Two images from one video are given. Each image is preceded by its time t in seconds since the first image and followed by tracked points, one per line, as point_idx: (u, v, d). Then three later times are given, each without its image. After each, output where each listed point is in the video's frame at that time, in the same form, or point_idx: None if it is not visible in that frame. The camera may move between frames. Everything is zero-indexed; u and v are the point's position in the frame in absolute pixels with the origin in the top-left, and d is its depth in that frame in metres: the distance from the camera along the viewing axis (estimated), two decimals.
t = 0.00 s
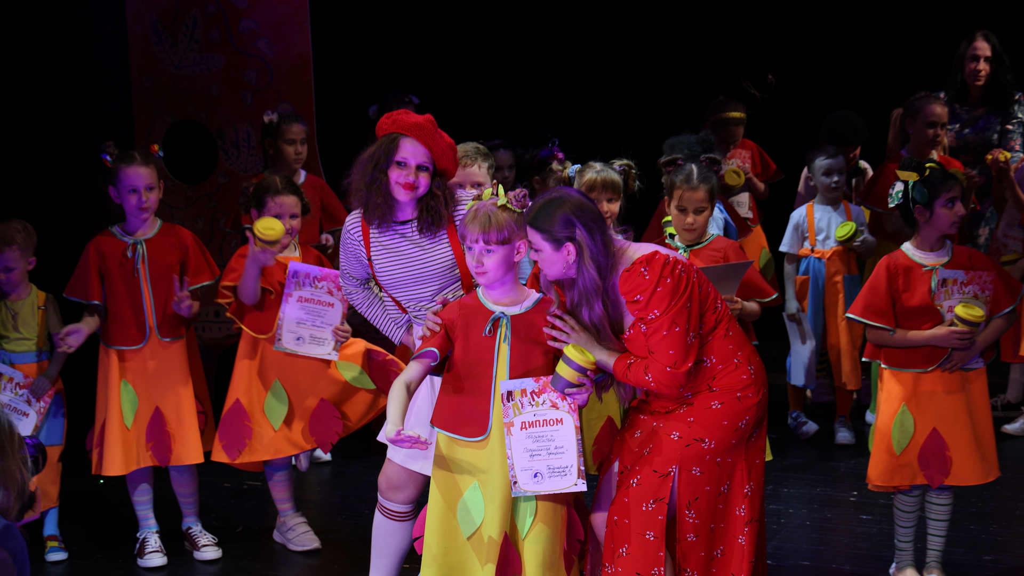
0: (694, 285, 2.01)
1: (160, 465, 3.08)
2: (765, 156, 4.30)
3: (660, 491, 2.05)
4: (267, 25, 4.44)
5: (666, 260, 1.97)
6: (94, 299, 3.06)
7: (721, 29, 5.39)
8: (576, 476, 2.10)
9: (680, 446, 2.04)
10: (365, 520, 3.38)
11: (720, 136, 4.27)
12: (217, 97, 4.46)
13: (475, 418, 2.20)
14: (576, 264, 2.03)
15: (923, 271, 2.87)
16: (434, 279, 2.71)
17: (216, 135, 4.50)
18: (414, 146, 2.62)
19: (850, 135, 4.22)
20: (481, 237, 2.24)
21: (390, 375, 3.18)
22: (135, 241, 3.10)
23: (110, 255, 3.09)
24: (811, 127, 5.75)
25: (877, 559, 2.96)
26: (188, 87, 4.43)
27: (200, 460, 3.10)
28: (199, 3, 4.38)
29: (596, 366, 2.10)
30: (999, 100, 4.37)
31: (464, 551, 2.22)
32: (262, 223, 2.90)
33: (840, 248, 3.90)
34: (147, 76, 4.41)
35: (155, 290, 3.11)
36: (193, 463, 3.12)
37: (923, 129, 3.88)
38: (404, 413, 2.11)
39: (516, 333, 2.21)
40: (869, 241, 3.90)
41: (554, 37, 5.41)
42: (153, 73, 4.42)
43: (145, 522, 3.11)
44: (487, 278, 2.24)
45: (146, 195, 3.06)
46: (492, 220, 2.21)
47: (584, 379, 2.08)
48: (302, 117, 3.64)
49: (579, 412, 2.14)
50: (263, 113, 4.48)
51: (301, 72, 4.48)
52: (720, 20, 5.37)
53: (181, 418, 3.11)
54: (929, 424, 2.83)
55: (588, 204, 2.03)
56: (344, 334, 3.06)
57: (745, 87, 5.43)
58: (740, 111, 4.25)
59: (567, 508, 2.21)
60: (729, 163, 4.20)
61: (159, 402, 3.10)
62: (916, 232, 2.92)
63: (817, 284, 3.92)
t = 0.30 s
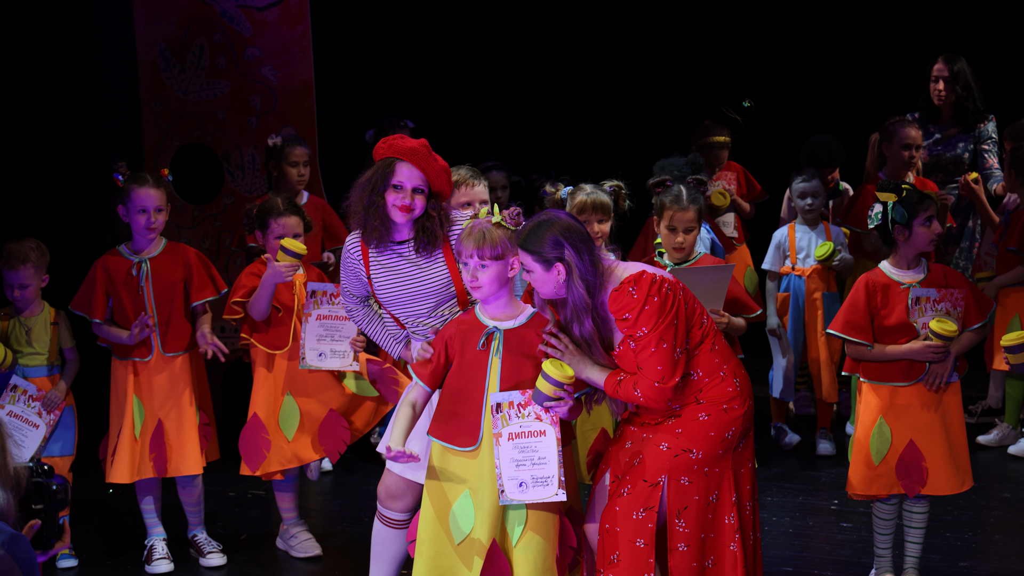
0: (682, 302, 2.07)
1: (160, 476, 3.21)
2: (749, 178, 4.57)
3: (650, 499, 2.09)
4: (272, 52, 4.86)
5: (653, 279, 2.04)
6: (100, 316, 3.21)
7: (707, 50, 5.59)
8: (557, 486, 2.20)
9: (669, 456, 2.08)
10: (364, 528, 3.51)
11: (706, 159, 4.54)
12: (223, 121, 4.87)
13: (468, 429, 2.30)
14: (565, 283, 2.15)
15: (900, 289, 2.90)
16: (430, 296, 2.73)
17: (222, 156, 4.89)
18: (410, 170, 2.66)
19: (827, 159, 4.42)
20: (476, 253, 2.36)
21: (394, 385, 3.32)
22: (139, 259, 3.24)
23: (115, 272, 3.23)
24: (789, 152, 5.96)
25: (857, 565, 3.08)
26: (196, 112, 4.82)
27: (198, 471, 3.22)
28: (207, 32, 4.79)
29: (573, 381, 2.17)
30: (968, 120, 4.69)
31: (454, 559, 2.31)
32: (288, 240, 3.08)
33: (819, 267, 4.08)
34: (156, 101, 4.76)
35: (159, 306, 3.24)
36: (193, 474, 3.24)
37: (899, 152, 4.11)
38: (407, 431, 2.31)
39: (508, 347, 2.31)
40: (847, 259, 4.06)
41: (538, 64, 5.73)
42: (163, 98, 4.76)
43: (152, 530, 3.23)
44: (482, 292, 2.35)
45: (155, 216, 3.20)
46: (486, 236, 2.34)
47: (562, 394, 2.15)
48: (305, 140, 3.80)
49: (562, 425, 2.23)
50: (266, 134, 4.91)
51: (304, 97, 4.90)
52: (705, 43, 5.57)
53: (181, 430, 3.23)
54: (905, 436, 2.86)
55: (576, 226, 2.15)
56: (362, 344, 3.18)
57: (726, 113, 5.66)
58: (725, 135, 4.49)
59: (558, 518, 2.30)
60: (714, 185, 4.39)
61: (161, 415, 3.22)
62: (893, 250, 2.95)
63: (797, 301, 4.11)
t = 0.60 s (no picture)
0: (678, 308, 2.06)
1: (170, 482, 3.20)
2: (745, 186, 4.59)
3: (647, 507, 2.08)
4: (267, 60, 4.88)
5: (650, 285, 2.03)
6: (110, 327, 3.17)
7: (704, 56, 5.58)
8: (553, 494, 2.18)
9: (665, 463, 2.07)
10: (359, 536, 3.50)
11: (701, 167, 4.53)
12: (218, 129, 4.86)
13: (462, 436, 2.28)
14: (563, 287, 2.12)
15: (892, 294, 2.89)
16: (424, 304, 2.67)
17: (217, 164, 4.86)
18: (407, 178, 2.61)
19: (819, 165, 4.43)
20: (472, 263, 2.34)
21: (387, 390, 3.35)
22: (144, 270, 3.23)
23: (121, 283, 3.21)
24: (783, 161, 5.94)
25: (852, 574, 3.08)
26: (190, 120, 4.81)
27: (208, 473, 3.23)
28: (202, 40, 4.78)
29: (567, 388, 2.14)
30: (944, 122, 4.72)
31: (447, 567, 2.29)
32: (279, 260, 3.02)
33: (814, 274, 4.09)
34: (151, 109, 4.77)
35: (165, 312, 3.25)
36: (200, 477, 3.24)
37: (893, 159, 4.12)
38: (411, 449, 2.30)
39: (503, 355, 2.30)
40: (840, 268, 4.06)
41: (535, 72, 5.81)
42: (157, 106, 4.77)
43: (147, 538, 3.22)
44: (479, 302, 2.33)
45: (152, 223, 3.19)
46: (481, 245, 2.30)
47: (556, 402, 2.13)
48: (300, 148, 3.81)
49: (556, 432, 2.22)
50: (262, 143, 4.90)
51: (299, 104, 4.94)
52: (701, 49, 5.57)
53: (187, 434, 3.24)
54: (899, 443, 2.85)
55: (574, 230, 2.12)
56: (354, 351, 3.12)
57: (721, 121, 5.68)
58: (721, 143, 4.48)
59: (554, 526, 2.29)
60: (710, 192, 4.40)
61: (169, 420, 3.23)
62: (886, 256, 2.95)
63: (792, 309, 4.11)
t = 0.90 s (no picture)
0: (685, 297, 2.06)
1: (167, 488, 3.19)
2: (743, 192, 4.58)
3: (658, 508, 2.07)
4: (263, 65, 5.02)
5: (663, 271, 2.03)
6: (94, 333, 3.19)
7: (701, 60, 5.57)
8: (547, 500, 2.16)
9: (674, 462, 2.05)
10: (354, 541, 3.49)
11: (700, 172, 4.53)
12: (214, 133, 4.95)
13: (458, 442, 2.27)
14: (585, 264, 2.05)
15: (894, 298, 2.86)
16: (422, 308, 2.65)
17: (212, 168, 4.97)
18: (404, 183, 2.60)
19: (816, 170, 4.43)
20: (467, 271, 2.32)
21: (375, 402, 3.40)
22: (135, 275, 3.24)
23: (111, 289, 3.23)
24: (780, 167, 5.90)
25: None
26: (186, 124, 4.87)
27: (203, 482, 3.23)
28: (198, 45, 4.85)
29: (563, 394, 2.11)
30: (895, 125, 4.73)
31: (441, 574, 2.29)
32: (272, 283, 3.06)
33: (809, 279, 4.09)
34: (147, 113, 4.75)
35: (157, 319, 3.24)
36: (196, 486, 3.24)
37: (888, 164, 4.13)
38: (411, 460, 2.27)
39: (498, 361, 2.29)
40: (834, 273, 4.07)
41: (531, 78, 5.83)
42: (153, 111, 4.77)
43: (142, 543, 3.22)
44: (476, 309, 2.32)
45: (147, 230, 3.18)
46: (475, 253, 2.28)
47: (550, 406, 2.10)
48: (296, 152, 3.81)
49: (551, 437, 2.19)
50: (258, 147, 5.05)
51: (295, 109, 5.11)
52: (696, 52, 5.56)
53: (187, 442, 3.23)
54: (895, 447, 2.84)
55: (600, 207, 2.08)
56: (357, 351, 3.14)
57: (721, 127, 5.66)
58: (718, 149, 4.46)
59: (548, 532, 2.29)
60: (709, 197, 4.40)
61: (168, 427, 3.22)
62: (882, 262, 2.90)
63: (787, 314, 4.13)
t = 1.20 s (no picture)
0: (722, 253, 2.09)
1: (151, 492, 3.18)
2: (742, 196, 4.58)
3: (725, 491, 2.00)
4: (260, 68, 4.86)
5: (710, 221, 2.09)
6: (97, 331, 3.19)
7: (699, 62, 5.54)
8: (546, 507, 2.16)
9: (731, 442, 2.00)
10: (351, 545, 3.49)
11: (700, 175, 4.53)
12: (211, 137, 4.88)
13: (453, 446, 2.25)
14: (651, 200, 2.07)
15: (887, 303, 2.85)
16: (424, 312, 2.58)
17: (209, 172, 4.92)
18: (407, 186, 2.54)
19: (814, 174, 4.40)
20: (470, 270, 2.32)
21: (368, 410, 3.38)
22: (134, 275, 3.23)
23: (109, 288, 3.21)
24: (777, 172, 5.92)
25: None
26: (183, 127, 4.85)
27: (190, 488, 3.20)
28: (195, 48, 4.80)
29: (559, 400, 2.14)
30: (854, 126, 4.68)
31: None
32: (261, 313, 3.07)
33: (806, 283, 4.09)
34: (143, 117, 4.83)
35: (154, 321, 3.23)
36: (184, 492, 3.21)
37: (885, 168, 4.14)
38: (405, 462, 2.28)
39: (496, 366, 2.27)
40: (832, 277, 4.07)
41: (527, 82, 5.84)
42: (149, 114, 4.83)
43: (139, 546, 3.21)
44: (476, 309, 2.31)
45: (151, 228, 3.20)
46: (480, 253, 2.30)
47: (548, 413, 2.12)
48: (293, 156, 3.82)
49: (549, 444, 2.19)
50: (254, 151, 4.90)
51: (292, 113, 4.88)
52: (692, 55, 5.52)
53: (174, 445, 3.22)
54: (894, 452, 2.80)
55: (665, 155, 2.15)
56: (348, 360, 3.18)
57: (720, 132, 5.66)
58: (718, 153, 4.48)
59: (545, 536, 2.27)
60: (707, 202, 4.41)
61: (156, 430, 3.22)
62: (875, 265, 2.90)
63: (784, 317, 4.14)
